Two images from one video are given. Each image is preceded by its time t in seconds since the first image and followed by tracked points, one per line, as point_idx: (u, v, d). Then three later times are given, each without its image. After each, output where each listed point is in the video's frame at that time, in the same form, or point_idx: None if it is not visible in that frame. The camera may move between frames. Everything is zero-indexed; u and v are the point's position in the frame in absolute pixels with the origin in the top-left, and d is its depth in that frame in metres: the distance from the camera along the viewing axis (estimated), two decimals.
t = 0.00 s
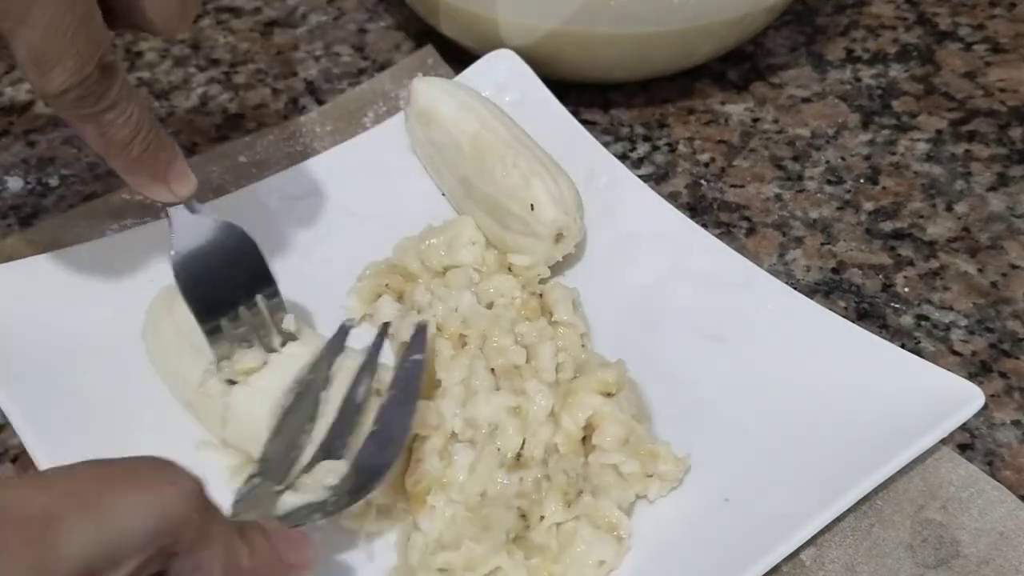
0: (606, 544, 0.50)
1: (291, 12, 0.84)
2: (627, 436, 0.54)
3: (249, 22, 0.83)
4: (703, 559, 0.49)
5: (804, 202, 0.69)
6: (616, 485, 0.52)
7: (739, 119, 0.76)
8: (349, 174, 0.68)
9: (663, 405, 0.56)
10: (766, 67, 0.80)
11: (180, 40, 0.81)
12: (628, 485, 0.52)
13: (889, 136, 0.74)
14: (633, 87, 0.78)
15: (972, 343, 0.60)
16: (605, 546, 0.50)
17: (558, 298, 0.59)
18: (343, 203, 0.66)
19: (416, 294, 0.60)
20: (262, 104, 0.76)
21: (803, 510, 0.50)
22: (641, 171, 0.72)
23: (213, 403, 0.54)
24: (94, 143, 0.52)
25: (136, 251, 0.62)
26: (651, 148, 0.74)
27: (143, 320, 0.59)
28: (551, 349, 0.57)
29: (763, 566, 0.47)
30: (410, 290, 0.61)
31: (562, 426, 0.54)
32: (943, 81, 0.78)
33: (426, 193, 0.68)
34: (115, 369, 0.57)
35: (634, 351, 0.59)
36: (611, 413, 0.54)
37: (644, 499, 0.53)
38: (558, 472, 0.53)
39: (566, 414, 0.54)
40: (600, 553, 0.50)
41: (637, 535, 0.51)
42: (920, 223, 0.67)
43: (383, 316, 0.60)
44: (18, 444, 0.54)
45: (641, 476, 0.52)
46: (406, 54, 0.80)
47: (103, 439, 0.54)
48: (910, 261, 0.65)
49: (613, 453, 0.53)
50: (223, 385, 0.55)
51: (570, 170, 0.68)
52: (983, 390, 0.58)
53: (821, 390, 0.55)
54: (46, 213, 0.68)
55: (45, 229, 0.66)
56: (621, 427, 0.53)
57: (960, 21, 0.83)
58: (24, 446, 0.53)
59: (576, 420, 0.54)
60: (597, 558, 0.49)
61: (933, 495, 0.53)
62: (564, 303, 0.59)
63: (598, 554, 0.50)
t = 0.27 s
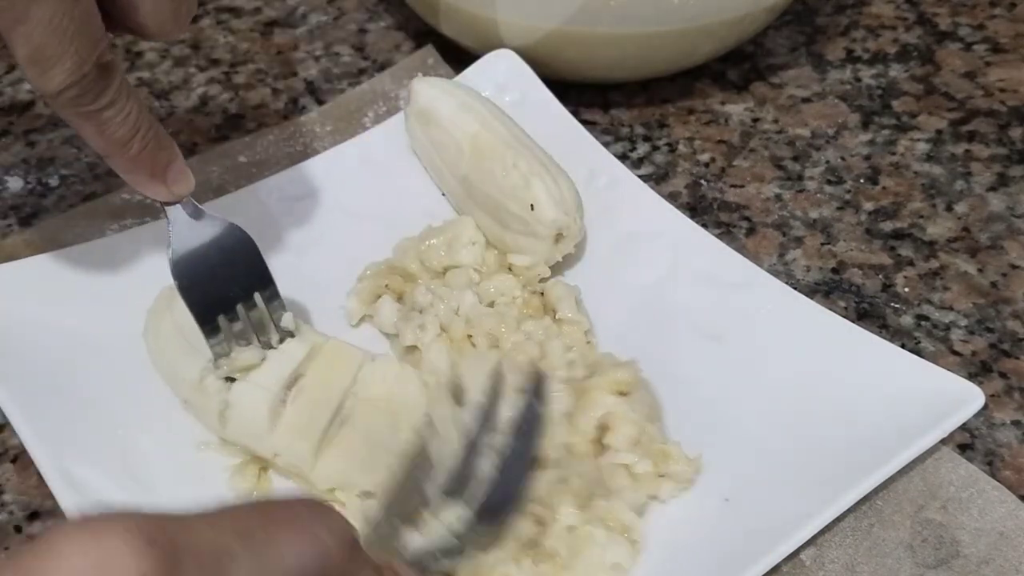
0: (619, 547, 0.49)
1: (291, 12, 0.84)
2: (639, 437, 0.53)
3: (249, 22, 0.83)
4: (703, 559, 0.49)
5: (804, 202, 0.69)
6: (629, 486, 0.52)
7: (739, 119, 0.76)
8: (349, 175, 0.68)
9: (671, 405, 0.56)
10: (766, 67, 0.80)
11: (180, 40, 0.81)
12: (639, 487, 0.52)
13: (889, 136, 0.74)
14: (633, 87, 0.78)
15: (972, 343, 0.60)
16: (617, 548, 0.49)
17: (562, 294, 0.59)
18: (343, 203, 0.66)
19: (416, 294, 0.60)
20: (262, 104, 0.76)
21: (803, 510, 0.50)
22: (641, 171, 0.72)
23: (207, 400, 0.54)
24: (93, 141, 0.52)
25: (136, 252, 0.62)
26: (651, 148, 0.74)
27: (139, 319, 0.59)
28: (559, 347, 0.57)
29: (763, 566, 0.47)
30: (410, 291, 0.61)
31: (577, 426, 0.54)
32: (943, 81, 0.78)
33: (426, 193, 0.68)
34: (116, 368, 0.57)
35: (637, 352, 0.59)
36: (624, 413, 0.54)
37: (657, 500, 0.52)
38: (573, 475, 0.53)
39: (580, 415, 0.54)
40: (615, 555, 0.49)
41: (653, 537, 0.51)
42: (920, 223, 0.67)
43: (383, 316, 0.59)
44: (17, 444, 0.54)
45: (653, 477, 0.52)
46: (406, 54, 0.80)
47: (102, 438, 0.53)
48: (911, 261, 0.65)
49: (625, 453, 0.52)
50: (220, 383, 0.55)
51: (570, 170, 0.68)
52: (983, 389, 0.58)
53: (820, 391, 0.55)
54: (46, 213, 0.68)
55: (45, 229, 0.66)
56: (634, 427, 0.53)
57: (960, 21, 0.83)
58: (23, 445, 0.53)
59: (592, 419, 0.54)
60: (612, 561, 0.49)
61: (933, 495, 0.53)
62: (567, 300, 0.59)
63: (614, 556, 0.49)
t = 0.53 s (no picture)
0: (633, 548, 0.49)
1: (291, 12, 0.84)
2: (651, 439, 0.53)
3: (249, 21, 0.83)
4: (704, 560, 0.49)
5: (804, 202, 0.69)
6: (642, 488, 0.52)
7: (739, 119, 0.76)
8: (349, 175, 0.68)
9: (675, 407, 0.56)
10: (766, 67, 0.80)
11: (180, 40, 0.81)
12: (654, 488, 0.52)
13: (889, 136, 0.74)
14: (633, 87, 0.78)
15: (972, 343, 0.60)
16: (631, 549, 0.49)
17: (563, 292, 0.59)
18: (343, 202, 0.66)
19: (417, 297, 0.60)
20: (262, 104, 0.76)
21: (804, 510, 0.50)
22: (641, 171, 0.72)
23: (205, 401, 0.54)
24: (92, 141, 0.52)
25: (136, 252, 0.62)
26: (651, 148, 0.74)
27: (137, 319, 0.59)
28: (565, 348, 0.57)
29: (764, 566, 0.47)
30: (411, 292, 0.61)
31: (590, 428, 0.54)
32: (943, 81, 0.78)
33: (427, 193, 0.68)
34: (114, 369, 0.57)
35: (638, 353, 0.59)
36: (636, 414, 0.54)
37: (672, 501, 0.52)
38: (588, 477, 0.52)
39: (592, 416, 0.54)
40: (627, 556, 0.49)
41: (665, 539, 0.51)
42: (920, 223, 0.67)
43: (383, 316, 0.59)
44: (17, 444, 0.54)
45: (668, 478, 0.52)
46: (406, 54, 0.80)
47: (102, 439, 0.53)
48: (911, 261, 0.65)
49: (639, 455, 0.53)
50: (218, 383, 0.55)
51: (570, 171, 0.68)
52: (983, 389, 0.58)
53: (820, 391, 0.55)
54: (46, 213, 0.68)
55: (46, 229, 0.66)
56: (647, 430, 0.53)
57: (960, 21, 0.83)
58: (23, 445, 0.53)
59: (604, 421, 0.54)
60: (624, 562, 0.49)
61: (933, 495, 0.53)
62: (569, 298, 0.59)
63: (626, 557, 0.49)
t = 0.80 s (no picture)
0: (650, 548, 0.49)
1: (291, 12, 0.84)
2: (670, 440, 0.53)
3: (249, 22, 0.83)
4: (711, 560, 0.49)
5: (804, 202, 0.69)
6: (659, 489, 0.52)
7: (739, 119, 0.76)
8: (348, 175, 0.68)
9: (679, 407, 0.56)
10: (766, 67, 0.80)
11: (180, 40, 0.81)
12: (670, 489, 0.52)
13: (889, 136, 0.74)
14: (633, 87, 0.78)
15: (972, 343, 0.60)
16: (648, 550, 0.49)
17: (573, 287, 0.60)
18: (343, 202, 0.66)
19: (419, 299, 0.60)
20: (262, 104, 0.76)
21: (804, 510, 0.50)
22: (641, 171, 0.72)
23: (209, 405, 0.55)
24: (89, 139, 0.51)
25: (136, 253, 0.62)
26: (651, 148, 0.74)
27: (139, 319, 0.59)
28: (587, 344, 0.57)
29: (764, 566, 0.47)
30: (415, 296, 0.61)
31: (610, 427, 0.54)
32: (943, 81, 0.78)
33: (427, 193, 0.68)
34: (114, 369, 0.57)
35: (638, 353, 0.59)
36: (655, 414, 0.54)
37: (689, 502, 0.52)
38: (608, 477, 0.52)
39: (612, 415, 0.55)
40: (644, 556, 0.49)
41: (682, 540, 0.51)
42: (920, 223, 0.67)
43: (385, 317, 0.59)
44: (17, 443, 0.54)
45: (685, 479, 0.52)
46: (406, 54, 0.80)
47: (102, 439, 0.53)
48: (911, 261, 0.65)
49: (657, 455, 0.53)
50: (217, 381, 0.54)
51: (570, 171, 0.68)
52: (983, 389, 0.58)
53: (821, 391, 0.55)
54: (46, 213, 0.68)
55: (46, 229, 0.66)
56: (665, 431, 0.53)
57: (960, 21, 0.83)
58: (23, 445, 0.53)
59: (623, 421, 0.54)
60: (641, 561, 0.48)
61: (932, 495, 0.53)
62: (580, 291, 0.60)
63: (643, 557, 0.49)
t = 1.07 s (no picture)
0: (654, 548, 0.49)
1: (291, 12, 0.84)
2: (677, 441, 0.53)
3: (249, 21, 0.83)
4: (715, 560, 0.49)
5: (804, 202, 0.69)
6: (666, 489, 0.51)
7: (739, 119, 0.76)
8: (349, 175, 0.68)
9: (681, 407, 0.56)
10: (766, 67, 0.80)
11: (180, 40, 0.81)
12: (676, 490, 0.51)
13: (889, 136, 0.74)
14: (633, 87, 0.78)
15: (972, 343, 0.60)
16: (652, 549, 0.49)
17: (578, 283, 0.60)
18: (344, 202, 0.66)
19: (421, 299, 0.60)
20: (262, 105, 0.76)
21: (804, 510, 0.50)
22: (641, 171, 0.72)
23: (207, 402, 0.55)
24: (88, 140, 0.52)
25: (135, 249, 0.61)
26: (651, 148, 0.74)
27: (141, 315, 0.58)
28: (596, 344, 0.57)
29: (764, 565, 0.47)
30: (416, 296, 0.61)
31: (618, 427, 0.54)
32: (943, 81, 0.78)
33: (428, 193, 0.68)
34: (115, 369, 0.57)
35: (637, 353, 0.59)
36: (664, 415, 0.54)
37: (695, 504, 0.52)
38: (612, 477, 0.52)
39: (620, 416, 0.54)
40: (649, 556, 0.49)
41: (687, 541, 0.51)
42: (920, 223, 0.67)
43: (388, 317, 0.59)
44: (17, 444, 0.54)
45: (691, 480, 0.51)
46: (406, 54, 0.80)
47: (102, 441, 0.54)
48: (910, 261, 0.65)
49: (664, 456, 0.52)
50: (216, 379, 0.54)
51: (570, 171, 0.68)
52: (983, 390, 0.58)
53: (821, 391, 0.55)
54: (46, 213, 0.68)
55: (46, 229, 0.66)
56: (673, 432, 0.53)
57: (960, 21, 0.83)
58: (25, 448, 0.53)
59: (631, 421, 0.54)
60: (646, 561, 0.49)
61: (932, 495, 0.53)
62: (585, 287, 0.60)
63: (648, 557, 0.49)
